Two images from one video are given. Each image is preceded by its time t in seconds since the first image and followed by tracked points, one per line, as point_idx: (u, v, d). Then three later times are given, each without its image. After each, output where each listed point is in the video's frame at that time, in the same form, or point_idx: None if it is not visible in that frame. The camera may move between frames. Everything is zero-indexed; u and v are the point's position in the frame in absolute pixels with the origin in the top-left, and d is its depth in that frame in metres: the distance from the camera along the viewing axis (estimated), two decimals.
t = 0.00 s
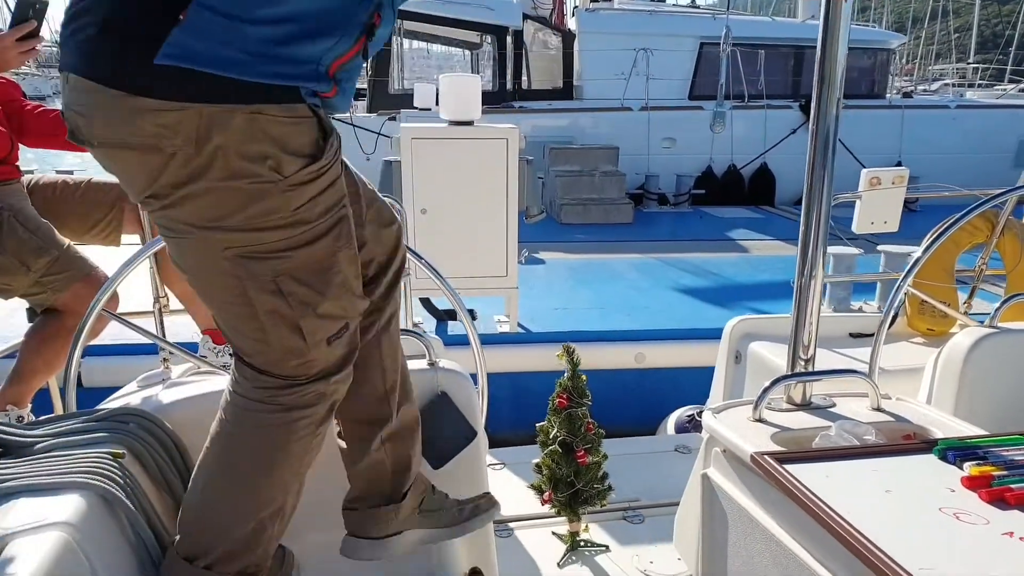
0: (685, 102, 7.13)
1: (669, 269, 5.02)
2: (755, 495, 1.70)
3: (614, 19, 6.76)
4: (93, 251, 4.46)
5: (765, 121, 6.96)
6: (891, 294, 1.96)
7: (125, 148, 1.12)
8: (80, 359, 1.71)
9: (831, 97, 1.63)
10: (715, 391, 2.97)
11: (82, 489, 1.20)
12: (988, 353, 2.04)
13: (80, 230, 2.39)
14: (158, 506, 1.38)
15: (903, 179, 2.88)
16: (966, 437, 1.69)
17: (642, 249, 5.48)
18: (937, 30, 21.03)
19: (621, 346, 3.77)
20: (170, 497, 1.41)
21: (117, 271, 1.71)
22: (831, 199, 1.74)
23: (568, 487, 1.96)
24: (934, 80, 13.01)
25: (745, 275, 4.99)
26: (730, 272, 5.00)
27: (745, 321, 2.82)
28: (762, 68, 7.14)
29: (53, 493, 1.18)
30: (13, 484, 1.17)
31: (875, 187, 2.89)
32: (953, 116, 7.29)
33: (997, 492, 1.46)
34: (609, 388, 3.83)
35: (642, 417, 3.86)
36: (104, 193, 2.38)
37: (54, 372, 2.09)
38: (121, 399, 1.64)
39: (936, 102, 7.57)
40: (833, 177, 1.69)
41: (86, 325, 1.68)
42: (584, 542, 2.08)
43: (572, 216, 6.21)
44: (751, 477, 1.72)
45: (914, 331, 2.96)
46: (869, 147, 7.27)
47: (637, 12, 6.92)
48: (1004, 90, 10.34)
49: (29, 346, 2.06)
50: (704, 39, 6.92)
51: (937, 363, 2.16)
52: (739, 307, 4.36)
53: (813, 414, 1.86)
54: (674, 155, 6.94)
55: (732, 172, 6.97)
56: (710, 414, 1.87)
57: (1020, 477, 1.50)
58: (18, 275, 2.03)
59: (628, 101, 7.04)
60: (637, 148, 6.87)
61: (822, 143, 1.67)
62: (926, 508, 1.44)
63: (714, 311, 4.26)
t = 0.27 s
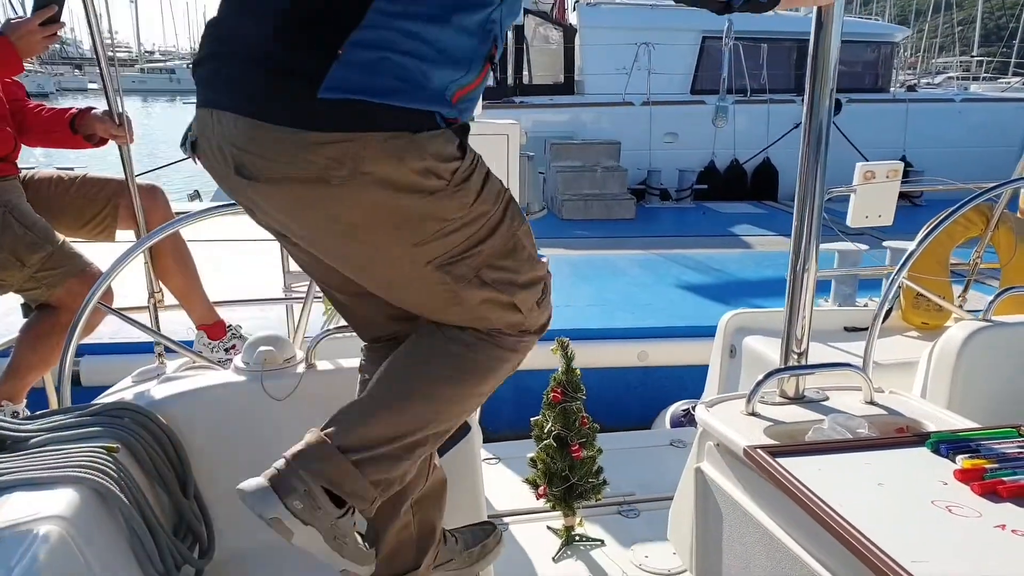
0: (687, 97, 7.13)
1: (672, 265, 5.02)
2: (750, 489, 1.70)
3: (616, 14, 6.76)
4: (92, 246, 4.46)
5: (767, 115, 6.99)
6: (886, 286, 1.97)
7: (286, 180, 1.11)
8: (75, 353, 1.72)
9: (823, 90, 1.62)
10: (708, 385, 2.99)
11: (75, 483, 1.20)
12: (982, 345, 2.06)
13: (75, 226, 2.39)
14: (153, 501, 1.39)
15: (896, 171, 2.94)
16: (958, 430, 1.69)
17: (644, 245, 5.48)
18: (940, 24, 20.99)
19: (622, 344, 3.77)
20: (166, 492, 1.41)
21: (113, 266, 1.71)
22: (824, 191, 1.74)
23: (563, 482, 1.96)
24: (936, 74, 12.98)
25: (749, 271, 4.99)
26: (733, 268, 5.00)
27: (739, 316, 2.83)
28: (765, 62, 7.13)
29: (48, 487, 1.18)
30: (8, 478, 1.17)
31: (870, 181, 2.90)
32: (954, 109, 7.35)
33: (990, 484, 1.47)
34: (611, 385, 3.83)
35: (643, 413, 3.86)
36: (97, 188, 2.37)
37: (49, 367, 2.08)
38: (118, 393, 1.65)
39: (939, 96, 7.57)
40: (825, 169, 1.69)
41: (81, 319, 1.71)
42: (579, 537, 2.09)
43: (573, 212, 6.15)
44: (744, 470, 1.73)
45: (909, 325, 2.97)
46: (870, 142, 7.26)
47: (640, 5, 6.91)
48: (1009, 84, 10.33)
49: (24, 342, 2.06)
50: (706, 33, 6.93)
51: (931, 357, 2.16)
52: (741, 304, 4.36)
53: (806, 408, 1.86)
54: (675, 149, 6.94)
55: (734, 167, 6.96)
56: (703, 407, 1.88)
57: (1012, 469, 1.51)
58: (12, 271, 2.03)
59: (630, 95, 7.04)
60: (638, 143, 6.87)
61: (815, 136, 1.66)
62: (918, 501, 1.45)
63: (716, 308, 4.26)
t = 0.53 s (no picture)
0: (695, 91, 7.12)
1: (681, 262, 5.01)
2: (750, 483, 1.70)
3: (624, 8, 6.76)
4: (101, 239, 4.49)
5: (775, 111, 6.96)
6: (888, 280, 1.96)
7: (436, 235, 1.16)
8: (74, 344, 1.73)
9: (825, 86, 1.59)
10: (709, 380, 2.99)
11: (76, 474, 1.21)
12: (983, 341, 2.05)
13: (75, 218, 2.39)
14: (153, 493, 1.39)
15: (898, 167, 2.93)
16: (958, 425, 1.69)
17: (651, 242, 5.47)
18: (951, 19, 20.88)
19: (629, 342, 3.77)
20: (167, 482, 1.42)
21: (112, 258, 1.72)
22: (826, 187, 1.71)
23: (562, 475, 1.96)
24: (948, 70, 12.90)
25: (757, 268, 4.98)
26: (742, 265, 5.00)
27: (739, 311, 2.82)
28: (775, 56, 7.07)
29: (48, 478, 1.19)
30: (9, 468, 1.18)
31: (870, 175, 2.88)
32: (963, 105, 7.33)
33: (990, 479, 1.46)
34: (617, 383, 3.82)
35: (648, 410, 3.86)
36: (97, 180, 2.38)
37: (48, 359, 2.09)
38: (119, 385, 1.65)
39: (950, 91, 7.54)
40: (827, 167, 1.67)
41: (80, 313, 1.70)
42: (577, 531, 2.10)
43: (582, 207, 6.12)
44: (745, 464, 1.72)
45: (910, 320, 2.97)
46: (878, 138, 7.24)
47: None
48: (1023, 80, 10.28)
49: (23, 334, 2.06)
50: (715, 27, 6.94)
51: (932, 352, 2.16)
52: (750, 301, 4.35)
53: (807, 402, 1.86)
54: (683, 144, 6.93)
55: (742, 163, 6.96)
56: (704, 402, 1.87)
57: (1012, 463, 1.50)
58: (12, 262, 2.05)
59: (638, 90, 7.04)
60: (646, 138, 6.87)
61: (816, 132, 1.63)
62: (918, 495, 1.44)
63: (724, 306, 4.26)
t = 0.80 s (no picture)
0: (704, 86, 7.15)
1: (688, 260, 5.00)
2: (749, 478, 1.66)
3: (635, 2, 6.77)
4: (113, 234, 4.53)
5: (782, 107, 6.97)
6: (888, 276, 1.95)
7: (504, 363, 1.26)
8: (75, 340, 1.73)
9: (827, 80, 1.58)
10: (709, 376, 3.00)
11: (75, 469, 1.22)
12: (984, 337, 2.05)
13: (76, 213, 2.40)
14: (153, 487, 1.40)
15: (899, 162, 2.91)
16: (960, 422, 1.68)
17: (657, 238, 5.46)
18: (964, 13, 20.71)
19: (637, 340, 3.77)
20: (167, 477, 1.42)
21: (111, 253, 1.72)
22: (828, 182, 1.70)
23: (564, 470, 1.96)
24: (960, 65, 12.79)
25: (766, 266, 4.97)
26: (752, 263, 4.98)
27: (739, 307, 2.81)
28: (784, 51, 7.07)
29: (47, 474, 1.20)
30: (9, 464, 1.19)
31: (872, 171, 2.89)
32: (971, 101, 7.30)
33: (991, 475, 1.45)
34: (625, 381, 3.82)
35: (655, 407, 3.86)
36: (98, 175, 2.39)
37: (47, 355, 2.10)
38: (119, 380, 1.66)
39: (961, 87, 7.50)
40: (830, 163, 1.66)
41: (79, 309, 1.70)
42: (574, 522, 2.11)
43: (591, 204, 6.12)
44: (745, 460, 1.68)
45: (910, 316, 2.98)
46: (888, 134, 7.22)
47: None
48: None
49: (22, 330, 2.07)
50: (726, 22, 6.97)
51: (932, 350, 2.16)
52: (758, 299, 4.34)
53: (809, 399, 1.85)
54: (691, 140, 6.94)
55: (751, 159, 6.95)
56: (705, 397, 1.85)
57: (1014, 460, 1.50)
58: (12, 257, 2.06)
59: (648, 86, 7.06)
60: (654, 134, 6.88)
61: (818, 125, 1.62)
62: (919, 491, 1.42)
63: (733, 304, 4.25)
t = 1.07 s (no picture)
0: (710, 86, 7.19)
1: (696, 262, 5.00)
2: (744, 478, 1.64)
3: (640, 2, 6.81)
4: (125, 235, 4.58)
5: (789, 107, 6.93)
6: (887, 278, 1.95)
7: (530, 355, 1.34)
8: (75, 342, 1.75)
9: (823, 79, 1.58)
10: (709, 377, 3.00)
11: (74, 469, 1.23)
12: (984, 337, 2.04)
13: (76, 215, 2.41)
14: (152, 487, 1.41)
15: (899, 163, 2.88)
16: (959, 422, 1.67)
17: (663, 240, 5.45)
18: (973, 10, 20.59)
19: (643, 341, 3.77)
20: (166, 477, 1.44)
21: (110, 255, 1.73)
22: (825, 181, 1.70)
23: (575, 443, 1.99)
24: (970, 64, 12.71)
25: (775, 267, 4.95)
26: (759, 265, 4.97)
27: (740, 307, 2.81)
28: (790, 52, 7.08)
29: (47, 475, 1.21)
30: (8, 464, 1.20)
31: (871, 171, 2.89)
32: (978, 100, 7.26)
33: (990, 475, 1.44)
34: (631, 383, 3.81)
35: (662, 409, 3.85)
36: (99, 177, 2.40)
37: (47, 356, 2.11)
38: (118, 381, 1.67)
39: (970, 86, 7.48)
40: (825, 162, 1.66)
41: (78, 311, 1.72)
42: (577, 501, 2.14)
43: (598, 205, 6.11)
44: (741, 459, 1.65)
45: (910, 317, 2.98)
46: (896, 135, 7.19)
47: None
48: None
49: (22, 331, 2.08)
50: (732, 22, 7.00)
51: (932, 350, 2.16)
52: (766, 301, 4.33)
53: (808, 399, 1.85)
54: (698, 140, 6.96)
55: (758, 159, 6.96)
56: (704, 397, 1.84)
57: (1014, 461, 1.48)
58: (12, 258, 2.07)
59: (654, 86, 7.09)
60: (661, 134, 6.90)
61: (814, 124, 1.63)
62: (918, 491, 1.42)
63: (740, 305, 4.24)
